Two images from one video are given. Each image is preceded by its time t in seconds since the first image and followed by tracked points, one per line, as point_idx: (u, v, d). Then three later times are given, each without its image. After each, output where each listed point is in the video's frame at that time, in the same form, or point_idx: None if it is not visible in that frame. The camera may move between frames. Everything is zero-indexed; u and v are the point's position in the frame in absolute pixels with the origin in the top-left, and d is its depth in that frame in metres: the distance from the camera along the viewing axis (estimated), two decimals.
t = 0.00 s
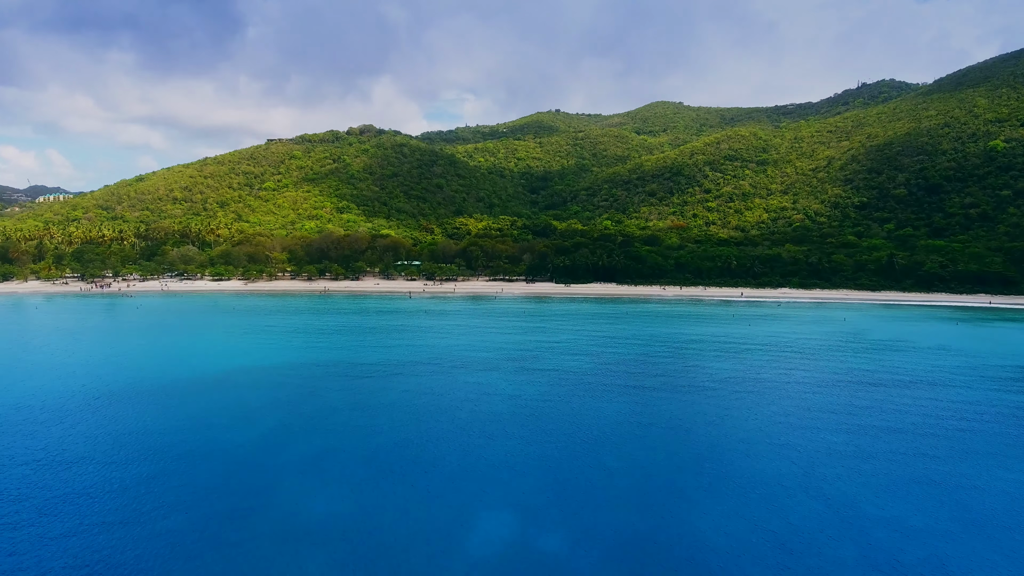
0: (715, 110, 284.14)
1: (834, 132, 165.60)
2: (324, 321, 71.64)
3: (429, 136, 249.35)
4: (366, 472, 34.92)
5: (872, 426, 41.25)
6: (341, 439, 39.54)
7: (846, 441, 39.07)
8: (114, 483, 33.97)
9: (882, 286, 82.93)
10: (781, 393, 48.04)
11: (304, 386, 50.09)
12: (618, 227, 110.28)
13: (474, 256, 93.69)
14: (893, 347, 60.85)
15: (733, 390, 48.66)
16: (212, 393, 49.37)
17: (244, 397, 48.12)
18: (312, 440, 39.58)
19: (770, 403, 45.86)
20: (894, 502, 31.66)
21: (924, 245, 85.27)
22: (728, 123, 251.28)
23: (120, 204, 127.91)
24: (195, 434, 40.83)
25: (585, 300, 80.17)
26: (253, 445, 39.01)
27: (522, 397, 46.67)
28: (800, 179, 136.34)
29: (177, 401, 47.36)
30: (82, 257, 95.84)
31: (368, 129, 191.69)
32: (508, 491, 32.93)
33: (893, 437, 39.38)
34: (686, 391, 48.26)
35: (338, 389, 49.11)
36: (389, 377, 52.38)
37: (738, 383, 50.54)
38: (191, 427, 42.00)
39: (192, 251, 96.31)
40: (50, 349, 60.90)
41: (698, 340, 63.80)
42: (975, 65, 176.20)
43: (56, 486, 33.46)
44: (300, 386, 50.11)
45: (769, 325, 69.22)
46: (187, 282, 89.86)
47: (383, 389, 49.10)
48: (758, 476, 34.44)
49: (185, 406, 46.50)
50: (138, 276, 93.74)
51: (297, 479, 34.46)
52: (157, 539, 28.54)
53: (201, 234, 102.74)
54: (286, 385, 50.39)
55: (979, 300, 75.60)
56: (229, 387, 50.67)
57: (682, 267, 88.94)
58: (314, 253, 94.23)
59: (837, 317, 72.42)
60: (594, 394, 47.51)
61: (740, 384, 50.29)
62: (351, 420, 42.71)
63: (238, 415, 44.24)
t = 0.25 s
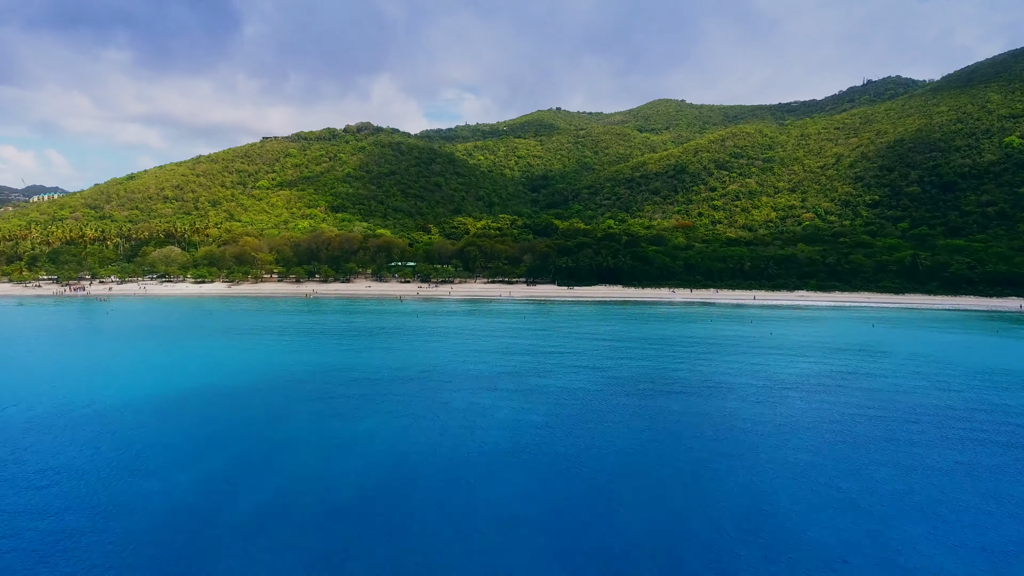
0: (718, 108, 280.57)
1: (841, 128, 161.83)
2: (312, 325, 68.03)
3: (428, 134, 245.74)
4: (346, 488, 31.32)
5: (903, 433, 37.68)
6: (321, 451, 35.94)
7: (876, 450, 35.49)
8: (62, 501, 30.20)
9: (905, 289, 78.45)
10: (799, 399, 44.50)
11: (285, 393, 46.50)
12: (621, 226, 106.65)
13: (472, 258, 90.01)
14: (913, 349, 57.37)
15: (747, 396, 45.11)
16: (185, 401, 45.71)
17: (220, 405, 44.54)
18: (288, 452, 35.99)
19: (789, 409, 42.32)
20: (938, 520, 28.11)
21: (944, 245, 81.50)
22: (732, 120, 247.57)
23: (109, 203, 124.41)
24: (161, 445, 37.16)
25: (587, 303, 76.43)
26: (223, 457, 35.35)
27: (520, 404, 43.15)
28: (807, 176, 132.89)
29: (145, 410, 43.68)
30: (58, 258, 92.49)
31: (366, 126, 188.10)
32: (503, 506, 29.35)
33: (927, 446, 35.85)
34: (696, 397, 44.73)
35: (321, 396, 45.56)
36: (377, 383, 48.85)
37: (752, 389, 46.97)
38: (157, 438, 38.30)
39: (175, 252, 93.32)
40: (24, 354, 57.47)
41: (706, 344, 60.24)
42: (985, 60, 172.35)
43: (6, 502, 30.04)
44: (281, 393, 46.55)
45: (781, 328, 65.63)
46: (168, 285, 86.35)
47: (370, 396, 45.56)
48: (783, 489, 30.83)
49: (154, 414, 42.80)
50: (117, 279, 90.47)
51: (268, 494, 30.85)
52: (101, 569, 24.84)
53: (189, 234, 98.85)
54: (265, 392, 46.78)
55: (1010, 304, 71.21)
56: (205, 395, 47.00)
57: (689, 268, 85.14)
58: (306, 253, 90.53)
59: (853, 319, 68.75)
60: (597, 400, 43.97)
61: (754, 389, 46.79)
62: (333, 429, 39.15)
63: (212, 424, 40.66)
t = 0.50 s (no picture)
0: (721, 106, 276.83)
1: (848, 126, 158.17)
2: (301, 330, 64.59)
3: (427, 132, 242.19)
4: (326, 525, 27.83)
5: (941, 455, 34.28)
6: (300, 479, 32.49)
7: (914, 475, 32.07)
8: (0, 543, 26.51)
9: (934, 293, 72.97)
10: (822, 413, 41.00)
11: (266, 410, 43.00)
12: (625, 225, 103.00)
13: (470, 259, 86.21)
14: (937, 354, 54.10)
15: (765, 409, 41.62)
16: (157, 417, 42.08)
17: (197, 419, 41.50)
18: (265, 479, 32.52)
19: (810, 423, 39.29)
20: (999, 569, 24.68)
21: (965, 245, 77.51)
22: (735, 119, 243.90)
23: (97, 202, 120.92)
24: (123, 470, 33.54)
25: (590, 307, 72.68)
26: (190, 486, 31.77)
27: (519, 420, 39.66)
28: (816, 175, 129.30)
29: (111, 428, 40.02)
30: (26, 254, 88.16)
31: (363, 124, 184.54)
32: (502, 551, 25.94)
33: (970, 469, 32.44)
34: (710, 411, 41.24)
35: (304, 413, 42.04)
36: (364, 396, 45.36)
37: (770, 400, 43.47)
38: (121, 461, 34.69)
39: (156, 251, 91.04)
40: None
41: (717, 349, 56.75)
42: (995, 57, 168.78)
43: None
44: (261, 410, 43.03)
45: (795, 332, 62.04)
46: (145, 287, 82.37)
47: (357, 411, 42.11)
48: (817, 525, 27.39)
49: (121, 433, 39.16)
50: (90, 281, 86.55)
51: (237, 533, 27.36)
52: None
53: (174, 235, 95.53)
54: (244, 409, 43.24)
55: None
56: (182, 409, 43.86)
57: (699, 270, 81.09)
58: (295, 254, 86.64)
59: (871, 323, 65.08)
60: (602, 414, 40.51)
61: (771, 402, 43.23)
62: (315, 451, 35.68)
63: (187, 442, 37.63)
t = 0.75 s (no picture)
0: (724, 104, 273.20)
1: (857, 123, 154.48)
2: (288, 334, 60.94)
3: (427, 130, 238.60)
4: (302, 567, 23.73)
5: (995, 476, 30.46)
6: (277, 505, 28.52)
7: (974, 501, 28.28)
8: None
9: (966, 295, 68.90)
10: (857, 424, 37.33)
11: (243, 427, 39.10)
12: (630, 224, 99.27)
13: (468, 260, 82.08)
14: (970, 361, 50.30)
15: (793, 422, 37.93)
16: (124, 431, 38.55)
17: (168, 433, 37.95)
18: (232, 509, 28.25)
19: (841, 436, 35.60)
20: None
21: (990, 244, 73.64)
22: (738, 116, 240.00)
23: (84, 200, 117.37)
24: (72, 503, 29.19)
25: (596, 311, 68.54)
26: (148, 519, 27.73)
27: (521, 435, 35.83)
28: (825, 172, 125.64)
29: (69, 446, 36.12)
30: None
31: (360, 121, 180.96)
32: None
33: None
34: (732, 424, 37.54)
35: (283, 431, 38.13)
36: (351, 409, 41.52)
37: (796, 411, 39.80)
38: (72, 488, 30.80)
39: (134, 253, 87.15)
40: None
41: (730, 355, 52.92)
42: (1006, 53, 165.14)
43: None
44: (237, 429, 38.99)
45: (815, 338, 58.09)
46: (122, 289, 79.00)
47: (342, 427, 38.17)
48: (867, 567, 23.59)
49: (78, 455, 35.10)
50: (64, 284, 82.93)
51: None
52: None
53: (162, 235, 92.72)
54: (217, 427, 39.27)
55: None
56: (153, 423, 40.31)
57: (713, 272, 76.69)
58: (282, 256, 83.04)
59: (894, 328, 61.16)
60: (615, 428, 36.70)
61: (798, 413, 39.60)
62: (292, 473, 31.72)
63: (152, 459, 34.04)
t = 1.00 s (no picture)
0: (726, 102, 269.60)
1: (865, 120, 150.84)
2: (275, 343, 56.69)
3: (425, 128, 234.66)
4: None
5: None
6: (260, 569, 24.42)
7: None
8: None
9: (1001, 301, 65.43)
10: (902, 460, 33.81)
11: (211, 461, 34.69)
12: (635, 224, 95.56)
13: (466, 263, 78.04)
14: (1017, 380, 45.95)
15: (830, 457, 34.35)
16: (77, 462, 34.29)
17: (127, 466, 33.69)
18: None
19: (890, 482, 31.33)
20: None
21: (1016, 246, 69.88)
22: (741, 115, 236.16)
23: (69, 199, 113.50)
24: None
25: (601, 317, 64.59)
26: None
27: (532, 474, 32.09)
28: (834, 171, 121.93)
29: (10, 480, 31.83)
30: None
31: (357, 119, 177.09)
32: None
33: None
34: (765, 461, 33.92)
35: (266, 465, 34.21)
36: (342, 436, 37.67)
37: (832, 442, 36.22)
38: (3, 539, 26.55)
39: (107, 254, 82.67)
40: None
41: (749, 369, 49.21)
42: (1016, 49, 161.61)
43: None
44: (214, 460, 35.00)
45: (836, 347, 54.33)
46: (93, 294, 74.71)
47: (332, 460, 34.29)
48: None
49: (19, 493, 30.67)
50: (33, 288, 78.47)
51: None
52: None
53: (149, 237, 89.59)
54: (182, 459, 34.87)
55: None
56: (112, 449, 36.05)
57: (728, 276, 72.55)
58: (270, 260, 80.15)
59: (919, 337, 57.52)
60: (635, 466, 33.03)
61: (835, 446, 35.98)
62: (276, 523, 27.75)
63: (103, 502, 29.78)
